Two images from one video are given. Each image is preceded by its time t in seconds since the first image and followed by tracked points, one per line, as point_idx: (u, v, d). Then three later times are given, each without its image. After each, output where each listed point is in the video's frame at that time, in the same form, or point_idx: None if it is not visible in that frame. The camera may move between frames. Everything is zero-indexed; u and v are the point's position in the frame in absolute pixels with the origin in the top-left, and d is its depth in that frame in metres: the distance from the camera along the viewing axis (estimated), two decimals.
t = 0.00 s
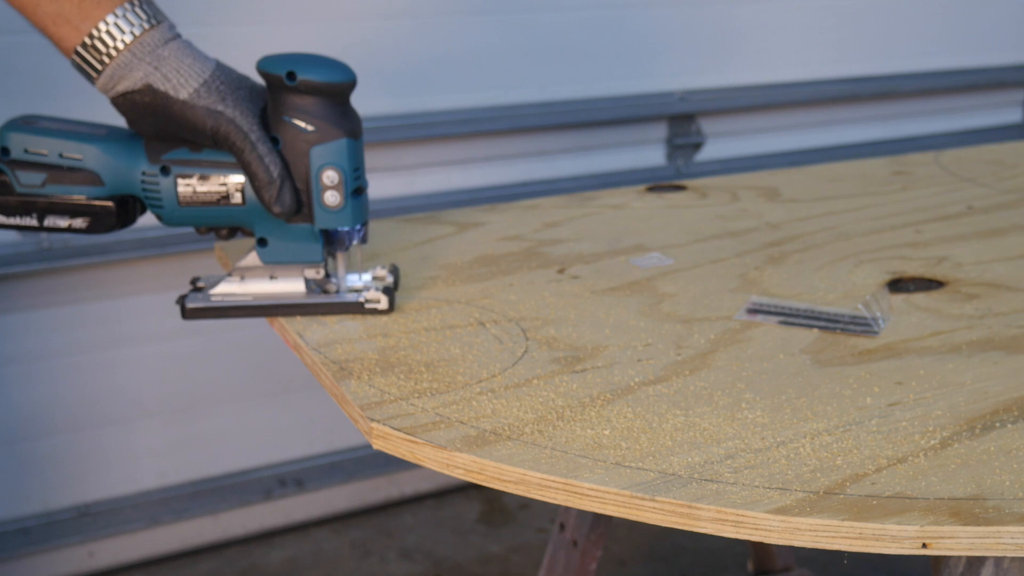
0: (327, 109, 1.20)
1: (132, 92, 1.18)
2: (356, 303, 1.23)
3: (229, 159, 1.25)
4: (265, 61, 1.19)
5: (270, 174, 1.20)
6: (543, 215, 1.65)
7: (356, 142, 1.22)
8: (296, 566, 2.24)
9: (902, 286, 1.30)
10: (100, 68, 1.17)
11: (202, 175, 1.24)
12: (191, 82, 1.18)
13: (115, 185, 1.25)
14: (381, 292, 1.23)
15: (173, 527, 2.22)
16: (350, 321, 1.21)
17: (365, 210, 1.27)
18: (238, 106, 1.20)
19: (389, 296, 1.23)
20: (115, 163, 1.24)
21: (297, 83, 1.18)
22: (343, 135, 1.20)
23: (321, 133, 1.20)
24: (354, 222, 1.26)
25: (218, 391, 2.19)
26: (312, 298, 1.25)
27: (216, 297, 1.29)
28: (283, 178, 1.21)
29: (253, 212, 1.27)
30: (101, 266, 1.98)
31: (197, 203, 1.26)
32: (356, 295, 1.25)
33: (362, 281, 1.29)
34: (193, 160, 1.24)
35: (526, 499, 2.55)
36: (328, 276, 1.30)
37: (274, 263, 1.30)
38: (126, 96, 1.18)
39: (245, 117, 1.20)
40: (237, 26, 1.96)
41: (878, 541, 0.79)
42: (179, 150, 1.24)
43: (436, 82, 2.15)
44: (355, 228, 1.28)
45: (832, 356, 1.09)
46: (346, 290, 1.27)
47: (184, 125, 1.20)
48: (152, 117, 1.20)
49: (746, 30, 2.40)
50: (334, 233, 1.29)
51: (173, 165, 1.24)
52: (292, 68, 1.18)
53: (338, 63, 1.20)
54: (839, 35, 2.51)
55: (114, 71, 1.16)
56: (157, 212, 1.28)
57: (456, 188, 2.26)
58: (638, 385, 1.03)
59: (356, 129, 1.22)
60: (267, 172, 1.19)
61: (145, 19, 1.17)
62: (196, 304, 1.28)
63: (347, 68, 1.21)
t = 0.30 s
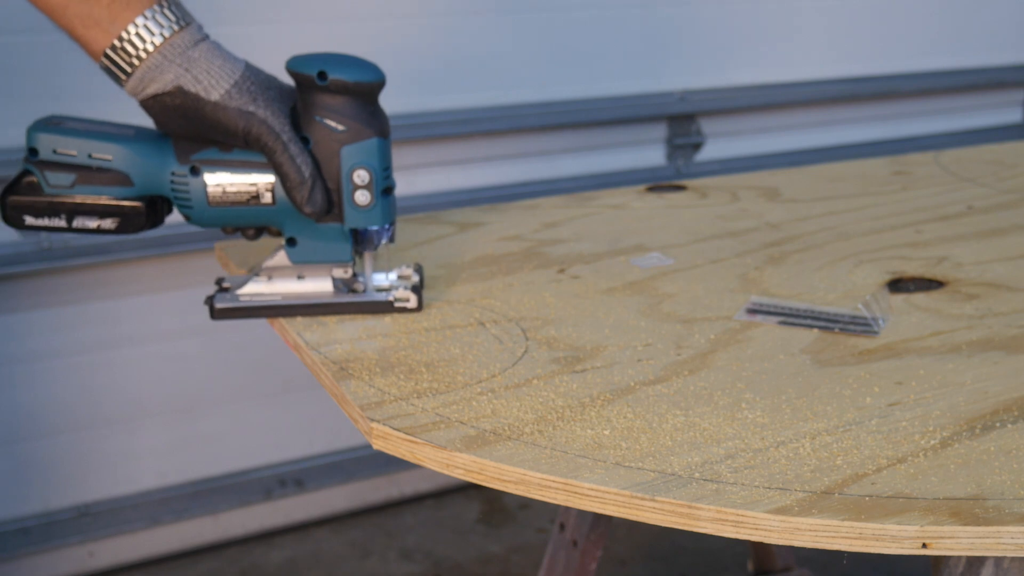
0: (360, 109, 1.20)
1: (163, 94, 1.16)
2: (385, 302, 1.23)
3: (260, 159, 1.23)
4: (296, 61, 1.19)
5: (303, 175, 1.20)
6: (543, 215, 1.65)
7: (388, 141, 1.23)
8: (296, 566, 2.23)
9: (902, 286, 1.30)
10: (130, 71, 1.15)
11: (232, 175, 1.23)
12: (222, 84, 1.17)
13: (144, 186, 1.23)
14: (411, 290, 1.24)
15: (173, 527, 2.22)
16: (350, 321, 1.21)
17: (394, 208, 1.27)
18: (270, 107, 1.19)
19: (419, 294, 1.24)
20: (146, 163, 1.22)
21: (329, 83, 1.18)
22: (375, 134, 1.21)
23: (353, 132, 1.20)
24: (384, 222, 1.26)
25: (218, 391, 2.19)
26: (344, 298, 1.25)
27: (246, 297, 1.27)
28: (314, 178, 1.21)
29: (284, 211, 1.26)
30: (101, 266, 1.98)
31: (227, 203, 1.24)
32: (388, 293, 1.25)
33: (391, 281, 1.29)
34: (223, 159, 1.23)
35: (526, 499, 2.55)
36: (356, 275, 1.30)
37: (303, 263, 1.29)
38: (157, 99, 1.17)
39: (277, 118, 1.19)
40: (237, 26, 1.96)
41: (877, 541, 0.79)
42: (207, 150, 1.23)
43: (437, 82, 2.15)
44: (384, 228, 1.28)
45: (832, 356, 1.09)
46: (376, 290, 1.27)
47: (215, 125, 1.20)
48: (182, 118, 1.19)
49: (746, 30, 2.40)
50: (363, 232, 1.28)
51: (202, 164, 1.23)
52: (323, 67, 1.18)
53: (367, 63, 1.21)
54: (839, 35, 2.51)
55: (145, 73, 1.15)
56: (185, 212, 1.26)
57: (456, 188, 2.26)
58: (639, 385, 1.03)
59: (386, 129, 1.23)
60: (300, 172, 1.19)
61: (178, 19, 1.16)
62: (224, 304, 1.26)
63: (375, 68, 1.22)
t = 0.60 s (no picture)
0: (385, 109, 1.19)
1: (193, 91, 1.19)
2: (406, 302, 1.22)
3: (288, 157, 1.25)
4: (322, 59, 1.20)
5: (322, 173, 1.20)
6: (543, 215, 1.65)
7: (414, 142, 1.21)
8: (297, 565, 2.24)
9: (902, 286, 1.30)
10: (162, 69, 1.19)
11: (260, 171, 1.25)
12: (248, 81, 1.19)
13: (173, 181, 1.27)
14: (433, 292, 1.23)
15: (173, 527, 2.22)
16: (351, 321, 1.21)
17: (421, 208, 1.26)
18: (295, 104, 1.21)
19: (441, 295, 1.23)
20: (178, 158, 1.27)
21: (354, 83, 1.17)
22: (398, 134, 1.19)
23: (377, 132, 1.19)
24: (408, 222, 1.24)
25: (218, 391, 2.19)
26: (368, 296, 1.25)
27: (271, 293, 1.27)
28: (335, 177, 1.21)
29: (309, 208, 1.27)
30: (101, 266, 1.98)
31: (256, 198, 1.27)
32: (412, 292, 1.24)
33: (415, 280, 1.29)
34: (253, 155, 1.25)
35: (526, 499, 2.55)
36: (381, 274, 1.31)
37: (329, 260, 1.30)
38: (188, 95, 1.20)
39: (302, 117, 1.20)
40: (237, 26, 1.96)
41: (877, 541, 0.79)
42: (240, 146, 1.26)
43: (436, 81, 2.15)
44: (409, 229, 1.27)
45: (832, 356, 1.09)
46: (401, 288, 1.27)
47: (243, 121, 1.22)
48: (212, 114, 1.22)
49: (746, 29, 2.40)
50: (387, 232, 1.28)
51: (233, 160, 1.26)
52: (349, 67, 1.17)
53: (395, 63, 1.20)
54: (839, 35, 2.51)
55: (176, 70, 1.18)
56: (217, 206, 1.29)
57: (455, 188, 2.25)
58: (639, 385, 1.03)
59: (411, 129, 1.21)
60: (320, 171, 1.20)
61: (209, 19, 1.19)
62: (252, 297, 1.26)
63: (404, 68, 1.20)
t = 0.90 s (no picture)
0: (405, 110, 1.18)
1: (225, 85, 1.25)
2: (421, 305, 1.22)
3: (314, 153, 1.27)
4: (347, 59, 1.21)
5: (339, 170, 1.21)
6: (544, 215, 1.65)
7: (434, 144, 1.20)
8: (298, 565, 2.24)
9: (902, 286, 1.30)
10: (201, 63, 1.26)
11: (288, 165, 1.29)
12: (275, 76, 1.23)
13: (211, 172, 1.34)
14: (446, 296, 1.22)
15: (173, 527, 2.22)
16: (351, 321, 1.21)
17: (443, 210, 1.24)
18: (318, 102, 1.23)
19: (456, 299, 1.22)
20: (216, 149, 1.33)
21: (375, 82, 1.17)
22: (416, 135, 1.18)
23: (394, 132, 1.18)
24: (426, 224, 1.22)
25: (218, 390, 2.19)
26: (387, 296, 1.24)
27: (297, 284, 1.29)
28: (351, 175, 1.22)
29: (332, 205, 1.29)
30: (101, 266, 1.98)
31: (285, 191, 1.31)
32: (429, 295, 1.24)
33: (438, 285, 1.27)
34: (282, 149, 1.29)
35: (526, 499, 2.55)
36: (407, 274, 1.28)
37: (354, 258, 1.30)
38: (222, 90, 1.26)
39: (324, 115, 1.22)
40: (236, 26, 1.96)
41: (878, 541, 0.79)
42: (270, 140, 1.30)
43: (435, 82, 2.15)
44: (429, 231, 1.24)
45: (832, 356, 1.09)
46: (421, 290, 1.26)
47: (271, 117, 1.25)
48: (245, 110, 1.27)
49: (746, 30, 2.40)
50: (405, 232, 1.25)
51: (263, 152, 1.30)
52: (372, 66, 1.18)
53: (419, 65, 1.19)
54: (839, 35, 2.51)
55: (211, 66, 1.24)
56: (251, 196, 1.34)
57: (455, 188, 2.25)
58: (639, 385, 1.03)
59: (432, 131, 1.19)
60: (336, 168, 1.21)
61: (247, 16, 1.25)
62: (278, 287, 1.28)
63: (428, 70, 1.19)
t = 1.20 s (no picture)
0: (427, 110, 1.16)
1: (264, 83, 1.27)
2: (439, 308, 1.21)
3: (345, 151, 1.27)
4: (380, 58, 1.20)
5: (362, 170, 1.21)
6: (544, 215, 1.65)
7: (457, 146, 1.17)
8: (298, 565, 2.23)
9: (902, 286, 1.30)
10: (242, 62, 1.28)
11: (321, 162, 1.29)
12: (308, 74, 1.24)
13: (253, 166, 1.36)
14: (463, 300, 1.20)
15: (173, 527, 2.22)
16: (352, 321, 1.21)
17: (467, 215, 1.20)
18: (346, 102, 1.23)
19: (473, 304, 1.20)
20: (257, 143, 1.35)
21: (400, 82, 1.16)
22: (438, 137, 1.16)
23: (415, 133, 1.17)
24: (447, 227, 1.19)
25: (218, 391, 2.19)
26: (409, 296, 1.24)
27: (327, 279, 1.30)
28: (374, 174, 1.21)
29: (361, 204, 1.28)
30: (101, 266, 1.98)
31: (317, 187, 1.31)
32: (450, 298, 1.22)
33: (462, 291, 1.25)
34: (316, 146, 1.30)
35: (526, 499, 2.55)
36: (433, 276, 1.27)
37: (382, 257, 1.29)
38: (262, 87, 1.28)
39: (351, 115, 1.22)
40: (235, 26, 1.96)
41: (878, 541, 0.79)
42: (307, 137, 1.31)
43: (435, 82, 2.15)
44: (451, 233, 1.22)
45: (832, 356, 1.09)
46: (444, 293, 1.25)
47: (304, 115, 1.26)
48: (284, 108, 1.29)
49: (745, 30, 2.40)
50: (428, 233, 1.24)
51: (301, 149, 1.31)
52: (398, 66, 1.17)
53: (444, 66, 1.16)
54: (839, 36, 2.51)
55: (251, 64, 1.26)
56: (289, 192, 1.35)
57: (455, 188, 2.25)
58: (639, 385, 1.03)
59: (454, 133, 1.16)
60: (359, 167, 1.21)
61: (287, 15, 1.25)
62: (311, 282, 1.30)
63: (453, 71, 1.16)
